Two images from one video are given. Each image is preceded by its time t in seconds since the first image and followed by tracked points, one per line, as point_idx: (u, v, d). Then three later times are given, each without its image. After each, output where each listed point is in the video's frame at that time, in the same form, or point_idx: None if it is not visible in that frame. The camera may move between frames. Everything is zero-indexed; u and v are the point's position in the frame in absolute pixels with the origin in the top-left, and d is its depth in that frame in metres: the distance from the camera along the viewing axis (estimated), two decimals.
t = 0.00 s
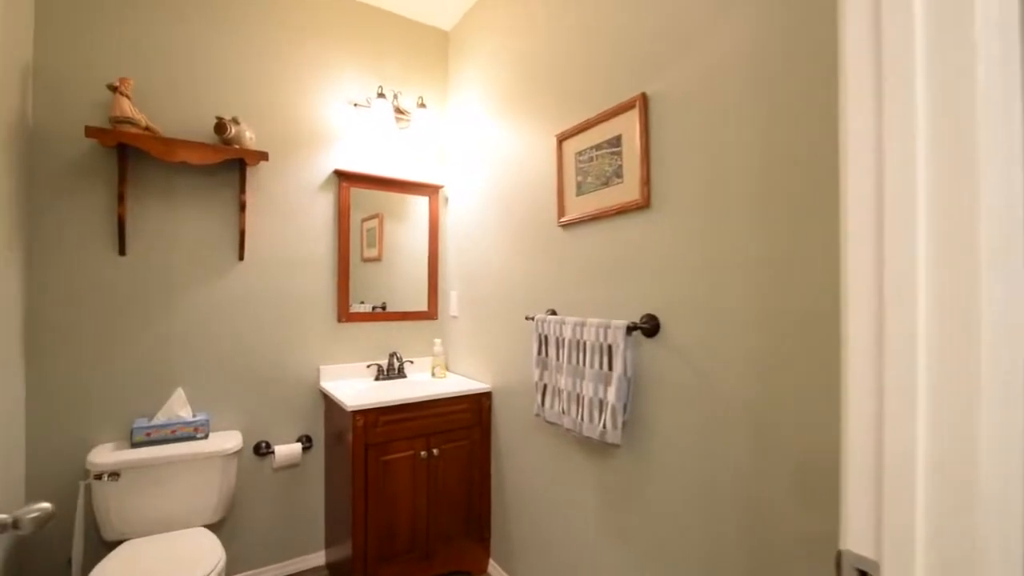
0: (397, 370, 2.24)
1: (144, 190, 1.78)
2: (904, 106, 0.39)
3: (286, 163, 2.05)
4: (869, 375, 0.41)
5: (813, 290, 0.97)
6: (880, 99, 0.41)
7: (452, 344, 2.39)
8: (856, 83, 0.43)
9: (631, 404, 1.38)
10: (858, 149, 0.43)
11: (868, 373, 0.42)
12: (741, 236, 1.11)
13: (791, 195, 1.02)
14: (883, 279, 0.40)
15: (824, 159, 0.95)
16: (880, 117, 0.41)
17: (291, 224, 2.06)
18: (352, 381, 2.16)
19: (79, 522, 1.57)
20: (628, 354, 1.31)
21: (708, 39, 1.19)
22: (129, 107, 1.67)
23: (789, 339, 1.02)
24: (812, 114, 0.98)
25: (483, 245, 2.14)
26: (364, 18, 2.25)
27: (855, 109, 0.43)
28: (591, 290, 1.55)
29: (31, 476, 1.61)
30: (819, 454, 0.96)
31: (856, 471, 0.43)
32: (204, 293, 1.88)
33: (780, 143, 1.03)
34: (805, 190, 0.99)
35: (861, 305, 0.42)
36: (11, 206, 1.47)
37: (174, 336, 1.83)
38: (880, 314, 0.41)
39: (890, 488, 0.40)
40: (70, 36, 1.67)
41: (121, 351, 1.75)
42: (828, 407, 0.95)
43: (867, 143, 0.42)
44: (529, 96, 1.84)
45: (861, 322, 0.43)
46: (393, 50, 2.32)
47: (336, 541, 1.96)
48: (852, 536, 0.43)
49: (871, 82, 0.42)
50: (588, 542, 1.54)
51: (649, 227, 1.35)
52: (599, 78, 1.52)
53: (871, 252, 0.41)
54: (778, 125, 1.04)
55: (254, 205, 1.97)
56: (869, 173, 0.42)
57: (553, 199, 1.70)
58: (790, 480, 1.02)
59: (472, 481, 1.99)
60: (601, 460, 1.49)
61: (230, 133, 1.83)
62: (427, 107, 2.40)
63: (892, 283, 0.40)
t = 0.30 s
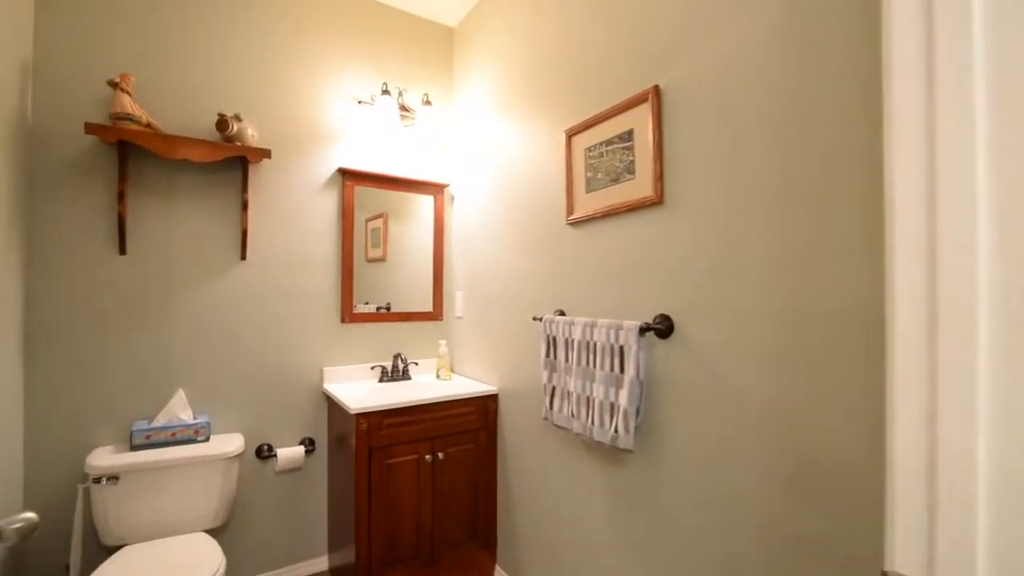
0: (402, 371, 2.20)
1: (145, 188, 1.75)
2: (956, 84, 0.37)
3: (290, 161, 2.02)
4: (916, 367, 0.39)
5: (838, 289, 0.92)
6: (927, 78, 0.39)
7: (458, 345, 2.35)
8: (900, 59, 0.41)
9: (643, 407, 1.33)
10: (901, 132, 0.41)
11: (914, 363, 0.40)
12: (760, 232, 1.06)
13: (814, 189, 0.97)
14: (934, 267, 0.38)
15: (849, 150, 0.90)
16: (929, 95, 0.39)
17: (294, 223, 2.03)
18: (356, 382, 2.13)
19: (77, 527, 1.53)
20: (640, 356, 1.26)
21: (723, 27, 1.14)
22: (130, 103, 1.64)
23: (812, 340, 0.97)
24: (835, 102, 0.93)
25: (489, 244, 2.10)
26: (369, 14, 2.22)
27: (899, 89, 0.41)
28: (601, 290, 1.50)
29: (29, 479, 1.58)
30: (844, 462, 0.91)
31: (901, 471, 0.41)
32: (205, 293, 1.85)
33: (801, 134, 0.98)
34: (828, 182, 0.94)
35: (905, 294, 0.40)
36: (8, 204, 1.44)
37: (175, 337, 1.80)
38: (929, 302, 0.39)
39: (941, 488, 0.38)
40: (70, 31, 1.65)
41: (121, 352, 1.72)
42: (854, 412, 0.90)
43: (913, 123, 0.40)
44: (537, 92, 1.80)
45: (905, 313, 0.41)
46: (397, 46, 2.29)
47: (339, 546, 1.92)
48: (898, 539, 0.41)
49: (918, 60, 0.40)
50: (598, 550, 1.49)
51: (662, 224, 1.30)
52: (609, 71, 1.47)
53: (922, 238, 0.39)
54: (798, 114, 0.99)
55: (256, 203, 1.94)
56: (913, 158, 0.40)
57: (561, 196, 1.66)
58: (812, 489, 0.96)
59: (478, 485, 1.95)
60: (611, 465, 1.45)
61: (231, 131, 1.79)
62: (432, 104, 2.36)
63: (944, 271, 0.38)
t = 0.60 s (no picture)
0: (406, 373, 2.17)
1: (146, 187, 1.72)
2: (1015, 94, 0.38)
3: (293, 159, 1.99)
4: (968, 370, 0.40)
5: (865, 286, 0.87)
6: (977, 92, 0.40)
7: (463, 346, 2.31)
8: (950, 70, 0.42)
9: (656, 410, 1.28)
10: (951, 145, 0.42)
11: (967, 367, 0.41)
12: (778, 227, 1.02)
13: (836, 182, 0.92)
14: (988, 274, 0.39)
15: (875, 141, 0.86)
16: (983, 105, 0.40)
17: (297, 223, 2.00)
18: (360, 384, 2.09)
19: (77, 532, 1.51)
20: (653, 357, 1.22)
21: (739, 16, 1.10)
22: (131, 101, 1.61)
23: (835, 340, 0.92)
24: (859, 91, 0.88)
25: (495, 244, 2.06)
26: (373, 10, 2.19)
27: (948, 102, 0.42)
28: (610, 289, 1.46)
29: (27, 482, 1.55)
30: (872, 468, 0.86)
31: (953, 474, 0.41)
32: (207, 294, 1.82)
33: (823, 125, 0.94)
34: (852, 175, 0.89)
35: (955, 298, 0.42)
36: (7, 202, 1.42)
37: (176, 338, 1.77)
38: (986, 308, 0.39)
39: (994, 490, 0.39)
40: (70, 28, 1.63)
41: (122, 353, 1.69)
42: (882, 415, 0.85)
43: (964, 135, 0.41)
44: (544, 87, 1.76)
45: (955, 317, 0.42)
46: (402, 43, 2.26)
47: (343, 551, 1.89)
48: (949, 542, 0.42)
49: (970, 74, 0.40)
50: (608, 557, 1.45)
51: (675, 221, 1.26)
52: (619, 64, 1.43)
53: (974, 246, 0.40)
54: (819, 104, 0.95)
55: (259, 202, 1.92)
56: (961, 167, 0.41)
57: (570, 194, 1.62)
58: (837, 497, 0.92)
59: (485, 490, 1.91)
60: (622, 470, 1.40)
61: (234, 129, 1.77)
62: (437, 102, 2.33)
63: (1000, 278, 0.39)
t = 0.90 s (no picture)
0: (414, 374, 2.15)
1: (151, 187, 1.71)
2: None
3: (299, 158, 1.97)
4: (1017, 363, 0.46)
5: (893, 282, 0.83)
6: None
7: (471, 347, 2.28)
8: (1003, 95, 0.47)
9: (669, 413, 1.24)
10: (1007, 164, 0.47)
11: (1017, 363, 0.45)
12: (797, 222, 0.98)
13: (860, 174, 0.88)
14: None
15: (899, 129, 0.82)
16: None
17: (303, 222, 1.98)
18: (367, 386, 2.07)
19: (82, 535, 1.49)
20: (666, 358, 1.18)
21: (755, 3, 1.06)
22: (135, 100, 1.60)
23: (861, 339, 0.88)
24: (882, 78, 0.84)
25: (503, 243, 2.03)
26: (379, 8, 2.17)
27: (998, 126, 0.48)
28: (622, 288, 1.42)
29: (33, 484, 1.54)
30: (898, 475, 0.82)
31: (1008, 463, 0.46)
32: (212, 294, 1.81)
33: (844, 114, 0.90)
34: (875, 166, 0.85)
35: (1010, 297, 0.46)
36: (12, 203, 1.41)
37: (182, 339, 1.76)
38: None
39: None
40: (75, 28, 1.62)
41: (128, 354, 1.68)
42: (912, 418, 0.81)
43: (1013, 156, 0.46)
44: (553, 83, 1.73)
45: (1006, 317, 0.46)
46: (408, 40, 2.24)
47: (350, 555, 1.86)
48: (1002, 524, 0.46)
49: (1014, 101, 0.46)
50: (619, 563, 1.41)
51: (689, 217, 1.22)
52: (630, 57, 1.40)
53: None
54: (839, 93, 0.90)
55: (264, 202, 1.90)
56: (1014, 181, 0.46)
57: (579, 191, 1.58)
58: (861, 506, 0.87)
59: (493, 493, 1.87)
60: (635, 474, 1.36)
61: (239, 127, 1.75)
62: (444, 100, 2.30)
63: None
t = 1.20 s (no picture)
0: (419, 375, 2.13)
1: (156, 188, 1.70)
2: None
3: (303, 158, 1.96)
4: None
5: (919, 277, 0.80)
6: None
7: (477, 348, 2.26)
8: None
9: (681, 414, 1.21)
10: None
11: None
12: (819, 217, 0.95)
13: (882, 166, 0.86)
14: None
15: (933, 120, 0.79)
16: None
17: (308, 222, 1.97)
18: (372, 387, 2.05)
19: (87, 537, 1.49)
20: (677, 357, 1.15)
21: None
22: (139, 101, 1.59)
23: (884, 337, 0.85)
24: (914, 68, 0.82)
25: (509, 242, 2.01)
26: (383, 6, 2.16)
27: None
28: (630, 287, 1.40)
29: (37, 486, 1.54)
30: (933, 477, 0.80)
31: None
32: (217, 295, 1.80)
33: (872, 105, 0.87)
34: (906, 159, 0.82)
35: None
36: (16, 203, 1.41)
37: (186, 340, 1.75)
38: None
39: None
40: (80, 28, 1.61)
41: (133, 355, 1.67)
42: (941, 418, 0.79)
43: None
44: (559, 78, 1.70)
45: None
46: (413, 39, 2.22)
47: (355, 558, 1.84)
48: None
49: None
50: (630, 568, 1.38)
51: (700, 212, 1.19)
52: (638, 51, 1.37)
53: None
54: (866, 83, 0.88)
55: (269, 202, 1.89)
56: None
57: (586, 188, 1.56)
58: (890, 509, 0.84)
59: (500, 496, 1.85)
60: (645, 477, 1.33)
61: (243, 127, 1.74)
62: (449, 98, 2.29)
63: None
